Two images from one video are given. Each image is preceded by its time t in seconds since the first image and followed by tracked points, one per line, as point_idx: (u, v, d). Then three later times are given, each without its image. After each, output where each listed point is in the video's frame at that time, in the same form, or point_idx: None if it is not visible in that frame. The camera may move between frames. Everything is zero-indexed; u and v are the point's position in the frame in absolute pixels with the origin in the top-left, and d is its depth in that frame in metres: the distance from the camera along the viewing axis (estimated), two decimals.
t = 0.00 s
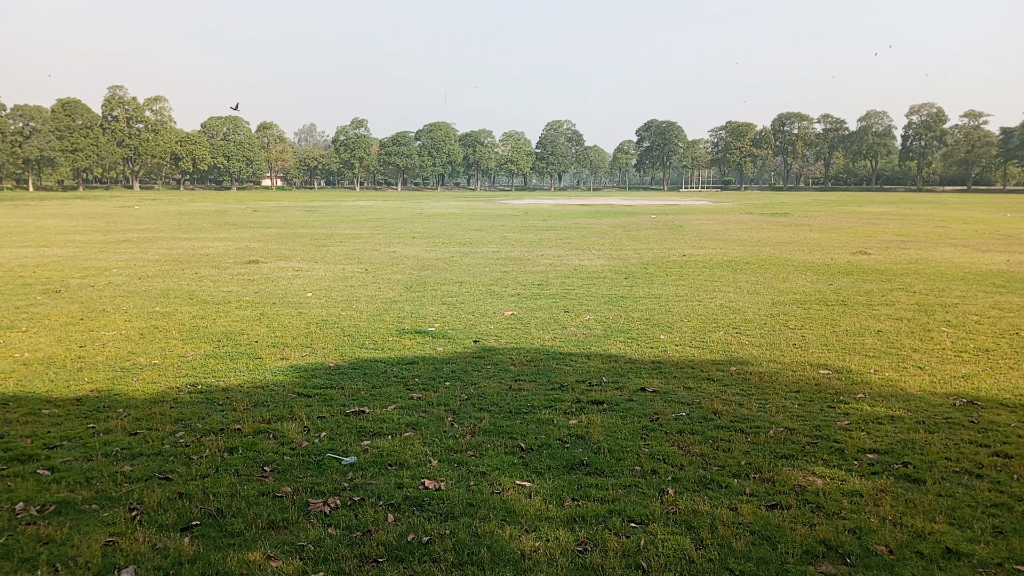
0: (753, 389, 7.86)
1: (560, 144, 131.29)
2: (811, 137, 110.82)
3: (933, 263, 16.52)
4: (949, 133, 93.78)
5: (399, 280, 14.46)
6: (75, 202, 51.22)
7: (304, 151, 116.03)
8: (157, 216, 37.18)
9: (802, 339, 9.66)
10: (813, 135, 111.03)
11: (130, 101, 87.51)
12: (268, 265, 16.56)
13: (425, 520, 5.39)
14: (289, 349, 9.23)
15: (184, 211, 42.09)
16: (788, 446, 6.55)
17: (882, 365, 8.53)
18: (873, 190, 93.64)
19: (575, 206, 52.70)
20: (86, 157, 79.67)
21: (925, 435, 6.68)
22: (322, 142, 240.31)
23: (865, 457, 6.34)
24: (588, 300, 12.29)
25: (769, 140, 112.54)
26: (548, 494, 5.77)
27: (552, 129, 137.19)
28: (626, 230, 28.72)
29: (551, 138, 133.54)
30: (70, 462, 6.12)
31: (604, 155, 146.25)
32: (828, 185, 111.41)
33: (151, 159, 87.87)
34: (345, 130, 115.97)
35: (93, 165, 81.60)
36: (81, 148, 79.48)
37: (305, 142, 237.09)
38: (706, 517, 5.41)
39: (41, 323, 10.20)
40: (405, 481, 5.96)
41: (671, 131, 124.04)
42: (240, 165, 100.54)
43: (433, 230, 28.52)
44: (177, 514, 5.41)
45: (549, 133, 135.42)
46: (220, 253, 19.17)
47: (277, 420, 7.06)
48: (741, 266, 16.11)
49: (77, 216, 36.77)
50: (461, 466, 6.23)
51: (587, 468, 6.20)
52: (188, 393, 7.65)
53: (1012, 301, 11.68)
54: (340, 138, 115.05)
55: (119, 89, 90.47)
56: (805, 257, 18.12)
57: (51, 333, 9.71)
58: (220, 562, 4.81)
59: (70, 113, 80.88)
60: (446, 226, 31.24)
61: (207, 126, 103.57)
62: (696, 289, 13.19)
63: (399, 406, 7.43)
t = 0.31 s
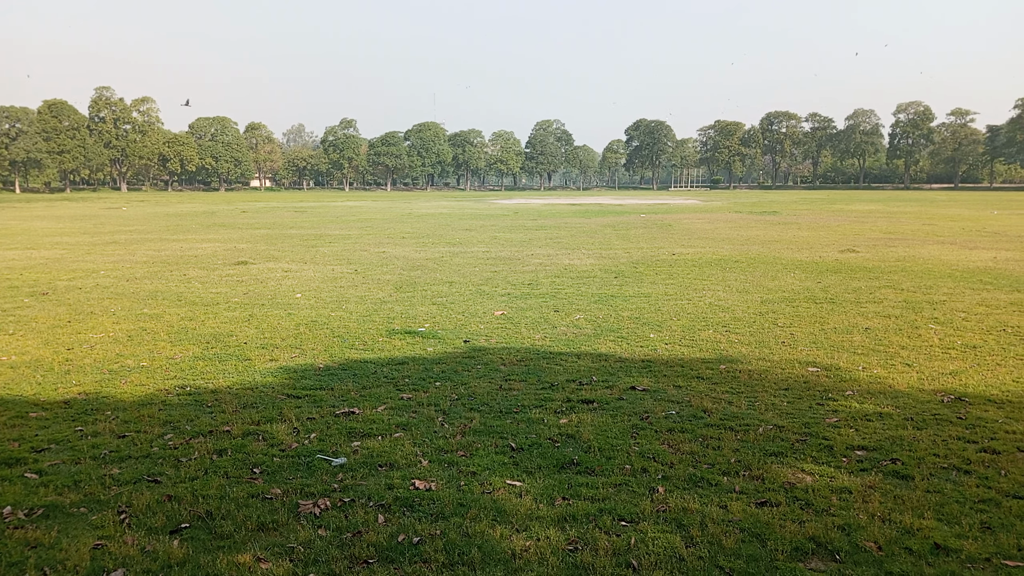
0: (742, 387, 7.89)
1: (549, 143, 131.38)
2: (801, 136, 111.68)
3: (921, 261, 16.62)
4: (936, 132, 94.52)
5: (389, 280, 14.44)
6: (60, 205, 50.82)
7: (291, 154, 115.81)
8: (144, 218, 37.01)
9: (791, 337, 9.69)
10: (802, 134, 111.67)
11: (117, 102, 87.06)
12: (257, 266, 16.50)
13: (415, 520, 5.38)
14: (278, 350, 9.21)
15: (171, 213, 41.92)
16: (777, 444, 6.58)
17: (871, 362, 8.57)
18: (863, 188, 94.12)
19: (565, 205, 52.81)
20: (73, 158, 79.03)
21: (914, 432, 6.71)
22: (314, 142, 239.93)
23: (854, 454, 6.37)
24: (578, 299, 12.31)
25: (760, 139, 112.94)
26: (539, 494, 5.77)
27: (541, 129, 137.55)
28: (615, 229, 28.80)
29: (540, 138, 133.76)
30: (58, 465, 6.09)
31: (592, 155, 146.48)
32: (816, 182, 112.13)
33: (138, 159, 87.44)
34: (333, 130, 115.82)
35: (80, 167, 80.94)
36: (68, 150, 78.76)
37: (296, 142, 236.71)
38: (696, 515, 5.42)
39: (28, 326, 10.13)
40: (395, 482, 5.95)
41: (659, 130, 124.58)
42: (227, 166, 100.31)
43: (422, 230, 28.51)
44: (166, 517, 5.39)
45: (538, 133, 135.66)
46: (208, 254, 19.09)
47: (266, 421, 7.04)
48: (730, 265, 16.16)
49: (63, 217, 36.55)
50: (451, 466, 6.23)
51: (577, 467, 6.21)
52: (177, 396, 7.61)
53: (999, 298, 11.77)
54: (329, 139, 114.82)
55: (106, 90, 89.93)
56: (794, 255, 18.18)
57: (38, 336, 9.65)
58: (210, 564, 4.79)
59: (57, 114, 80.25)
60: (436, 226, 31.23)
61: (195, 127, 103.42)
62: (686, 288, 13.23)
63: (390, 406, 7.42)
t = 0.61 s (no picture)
0: (732, 386, 7.93)
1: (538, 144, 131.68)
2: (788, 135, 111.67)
3: (909, 260, 16.71)
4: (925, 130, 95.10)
5: (379, 282, 14.42)
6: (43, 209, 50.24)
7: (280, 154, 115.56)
8: (133, 220, 36.98)
9: (780, 336, 9.72)
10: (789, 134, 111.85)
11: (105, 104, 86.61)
12: (246, 268, 16.47)
13: (406, 522, 5.39)
14: (267, 353, 9.19)
15: (159, 215, 41.73)
16: (766, 443, 6.60)
17: (859, 361, 8.61)
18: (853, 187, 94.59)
19: (555, 206, 52.80)
20: (60, 161, 78.26)
21: (902, 430, 6.75)
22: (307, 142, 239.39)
23: (843, 453, 6.40)
24: (568, 300, 12.33)
25: (752, 138, 113.32)
26: (529, 494, 5.78)
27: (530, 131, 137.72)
28: (605, 229, 28.89)
29: (530, 138, 134.03)
30: (45, 470, 6.06)
31: (581, 155, 146.57)
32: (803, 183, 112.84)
33: (126, 161, 86.79)
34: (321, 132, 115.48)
35: (68, 169, 80.24)
36: (55, 152, 77.95)
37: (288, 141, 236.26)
38: (686, 515, 5.44)
39: (15, 330, 10.08)
40: (385, 484, 5.95)
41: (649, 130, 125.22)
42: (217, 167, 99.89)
43: (413, 232, 28.49)
44: (155, 521, 5.37)
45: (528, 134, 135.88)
46: (197, 257, 19.05)
47: (255, 424, 7.03)
48: (720, 265, 16.21)
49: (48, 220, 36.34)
50: (442, 467, 6.23)
51: (567, 468, 6.22)
52: (165, 399, 7.59)
53: (987, 296, 11.83)
54: (319, 139, 114.69)
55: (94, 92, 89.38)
56: (783, 255, 18.26)
57: (25, 339, 9.60)
58: (199, 568, 4.78)
59: (44, 117, 79.57)
60: (426, 227, 31.23)
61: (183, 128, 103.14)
62: (675, 288, 13.26)
63: (380, 408, 7.42)
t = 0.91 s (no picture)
0: (712, 384, 7.98)
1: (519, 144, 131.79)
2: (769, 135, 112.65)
3: (888, 257, 16.89)
4: (904, 129, 96.35)
5: (361, 281, 14.37)
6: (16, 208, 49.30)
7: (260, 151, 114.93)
8: (112, 219, 36.65)
9: (760, 334, 9.79)
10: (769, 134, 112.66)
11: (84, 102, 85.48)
12: (227, 267, 16.36)
13: (387, 521, 5.38)
14: (247, 352, 9.14)
15: (139, 214, 41.29)
16: (746, 440, 6.65)
17: (838, 358, 8.69)
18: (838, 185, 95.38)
19: (538, 205, 52.79)
20: (39, 159, 76.26)
21: (880, 426, 6.82)
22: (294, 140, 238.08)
23: (822, 449, 6.45)
24: (550, 298, 12.34)
25: (733, 138, 114.21)
26: (511, 493, 5.79)
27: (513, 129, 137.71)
28: (588, 228, 28.98)
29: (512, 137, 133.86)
30: (22, 471, 6.00)
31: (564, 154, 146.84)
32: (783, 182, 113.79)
33: (106, 160, 85.58)
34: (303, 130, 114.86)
35: (47, 168, 78.53)
36: (33, 150, 75.98)
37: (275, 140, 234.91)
38: (667, 511, 5.47)
39: None
40: (367, 483, 5.94)
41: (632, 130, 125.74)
42: (196, 165, 99.15)
43: (395, 230, 28.40)
44: (133, 522, 5.32)
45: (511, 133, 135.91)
46: (177, 256, 18.89)
47: (236, 424, 6.99)
48: (701, 263, 16.29)
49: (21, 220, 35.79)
50: (423, 466, 6.23)
51: (549, 466, 6.24)
52: (145, 399, 7.54)
53: (964, 293, 11.98)
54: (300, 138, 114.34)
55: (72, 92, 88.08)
56: (764, 252, 18.40)
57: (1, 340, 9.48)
58: (177, 569, 4.75)
59: (22, 114, 78.04)
60: (409, 226, 31.17)
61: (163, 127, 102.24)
62: (657, 286, 13.31)
63: (361, 407, 7.40)
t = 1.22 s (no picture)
0: (694, 383, 8.03)
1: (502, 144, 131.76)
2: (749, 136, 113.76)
3: (868, 257, 17.06)
4: (885, 130, 96.54)
5: (344, 281, 14.32)
6: None
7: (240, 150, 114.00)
8: (90, 220, 36.21)
9: (742, 333, 9.85)
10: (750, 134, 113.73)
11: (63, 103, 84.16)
12: (208, 268, 16.22)
13: (370, 523, 5.36)
14: (229, 354, 9.08)
15: (118, 215, 40.84)
16: (728, 438, 6.69)
17: (819, 357, 8.77)
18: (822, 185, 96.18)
19: (522, 206, 52.75)
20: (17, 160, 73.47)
21: (860, 424, 6.89)
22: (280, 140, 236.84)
23: (803, 447, 6.51)
24: (533, 299, 12.36)
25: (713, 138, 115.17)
26: (494, 493, 5.79)
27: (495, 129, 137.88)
28: (571, 228, 29.03)
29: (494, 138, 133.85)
30: None
31: (547, 155, 147.14)
32: (765, 182, 114.73)
33: (85, 161, 84.23)
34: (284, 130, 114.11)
35: (25, 169, 76.23)
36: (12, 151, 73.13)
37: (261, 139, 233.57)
38: (650, 510, 5.50)
39: None
40: (349, 485, 5.92)
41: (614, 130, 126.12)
42: (176, 166, 98.29)
43: (378, 231, 28.29)
44: (114, 525, 5.27)
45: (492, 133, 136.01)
46: (157, 257, 18.70)
47: (217, 427, 6.94)
48: (683, 263, 16.37)
49: None
50: (407, 468, 6.21)
51: (532, 466, 6.25)
52: (125, 401, 7.47)
53: (943, 292, 12.12)
54: (282, 138, 113.78)
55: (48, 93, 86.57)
56: (745, 252, 18.52)
57: None
58: (157, 573, 4.70)
59: None
60: (391, 226, 31.07)
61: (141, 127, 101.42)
62: (640, 286, 13.36)
63: (344, 409, 7.38)
